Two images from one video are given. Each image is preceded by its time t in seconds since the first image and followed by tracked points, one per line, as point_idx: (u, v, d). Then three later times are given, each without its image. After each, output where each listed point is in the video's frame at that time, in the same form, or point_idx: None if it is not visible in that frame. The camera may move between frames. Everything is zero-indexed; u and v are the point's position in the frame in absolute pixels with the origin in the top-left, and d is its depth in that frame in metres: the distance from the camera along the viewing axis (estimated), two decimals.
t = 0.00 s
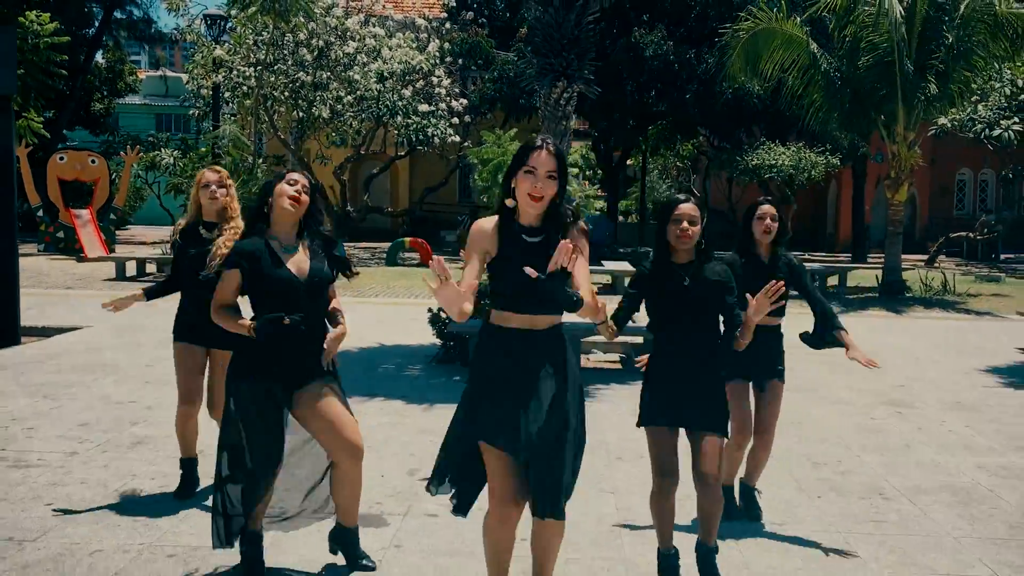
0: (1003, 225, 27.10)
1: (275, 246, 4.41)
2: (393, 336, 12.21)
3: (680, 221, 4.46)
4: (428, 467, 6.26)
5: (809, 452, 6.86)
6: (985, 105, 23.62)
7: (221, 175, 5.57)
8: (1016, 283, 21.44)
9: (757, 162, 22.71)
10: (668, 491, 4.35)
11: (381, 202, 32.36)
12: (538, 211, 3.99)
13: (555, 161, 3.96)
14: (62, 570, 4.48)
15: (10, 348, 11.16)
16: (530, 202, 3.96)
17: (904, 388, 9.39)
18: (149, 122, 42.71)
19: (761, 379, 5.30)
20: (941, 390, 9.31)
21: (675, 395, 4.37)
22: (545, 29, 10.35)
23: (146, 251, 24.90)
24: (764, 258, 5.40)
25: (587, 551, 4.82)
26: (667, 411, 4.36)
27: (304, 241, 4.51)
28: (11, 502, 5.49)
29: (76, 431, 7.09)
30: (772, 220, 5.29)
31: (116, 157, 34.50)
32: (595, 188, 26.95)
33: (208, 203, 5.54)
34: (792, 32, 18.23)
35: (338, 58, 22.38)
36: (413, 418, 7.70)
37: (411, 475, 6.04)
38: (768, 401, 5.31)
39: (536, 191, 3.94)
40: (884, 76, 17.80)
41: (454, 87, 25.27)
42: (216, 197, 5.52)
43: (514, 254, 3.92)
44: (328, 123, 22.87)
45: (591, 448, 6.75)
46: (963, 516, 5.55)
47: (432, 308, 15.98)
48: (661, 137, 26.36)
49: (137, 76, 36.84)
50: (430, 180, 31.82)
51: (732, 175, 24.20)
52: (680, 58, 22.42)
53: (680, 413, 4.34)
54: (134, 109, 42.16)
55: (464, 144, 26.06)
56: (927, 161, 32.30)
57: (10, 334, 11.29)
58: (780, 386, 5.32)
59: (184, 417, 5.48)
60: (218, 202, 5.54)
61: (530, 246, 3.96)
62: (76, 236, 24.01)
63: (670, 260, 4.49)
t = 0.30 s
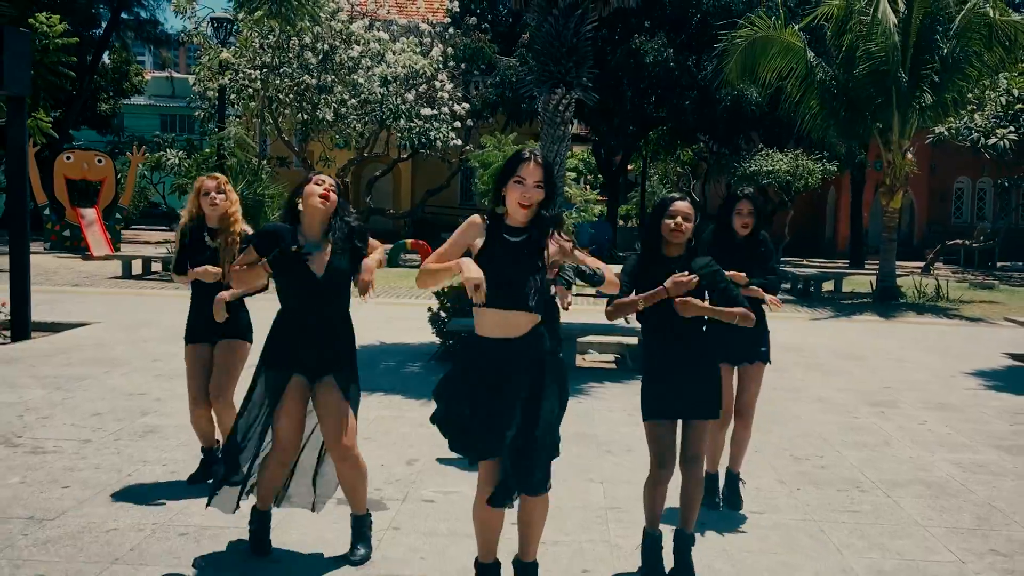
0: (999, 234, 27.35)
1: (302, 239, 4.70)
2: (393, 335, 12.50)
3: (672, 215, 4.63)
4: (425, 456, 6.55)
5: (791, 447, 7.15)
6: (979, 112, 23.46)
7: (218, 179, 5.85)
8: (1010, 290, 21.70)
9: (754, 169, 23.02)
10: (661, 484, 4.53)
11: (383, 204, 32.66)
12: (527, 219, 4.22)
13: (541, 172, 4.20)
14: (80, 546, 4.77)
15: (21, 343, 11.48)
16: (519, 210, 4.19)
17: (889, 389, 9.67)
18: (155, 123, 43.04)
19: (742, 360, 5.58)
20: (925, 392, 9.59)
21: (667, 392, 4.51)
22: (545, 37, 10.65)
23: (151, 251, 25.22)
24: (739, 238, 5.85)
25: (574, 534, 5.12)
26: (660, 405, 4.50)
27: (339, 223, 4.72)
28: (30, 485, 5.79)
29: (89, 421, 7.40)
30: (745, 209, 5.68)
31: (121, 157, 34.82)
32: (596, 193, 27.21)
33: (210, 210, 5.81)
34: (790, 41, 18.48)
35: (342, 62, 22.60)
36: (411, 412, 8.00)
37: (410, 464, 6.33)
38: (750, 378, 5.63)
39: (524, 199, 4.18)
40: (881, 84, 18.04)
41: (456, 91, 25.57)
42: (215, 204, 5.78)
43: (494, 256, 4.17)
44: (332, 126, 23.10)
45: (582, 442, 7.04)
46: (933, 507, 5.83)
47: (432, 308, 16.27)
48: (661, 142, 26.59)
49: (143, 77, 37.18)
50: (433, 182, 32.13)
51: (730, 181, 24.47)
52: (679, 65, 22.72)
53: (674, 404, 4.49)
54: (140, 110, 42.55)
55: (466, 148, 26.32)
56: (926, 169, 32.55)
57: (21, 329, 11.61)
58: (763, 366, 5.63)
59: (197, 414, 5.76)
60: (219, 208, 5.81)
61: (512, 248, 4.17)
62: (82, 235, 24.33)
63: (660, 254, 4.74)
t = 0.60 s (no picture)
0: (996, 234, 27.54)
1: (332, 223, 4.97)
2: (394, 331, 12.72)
3: (664, 221, 4.84)
4: (428, 446, 6.78)
5: (782, 439, 7.39)
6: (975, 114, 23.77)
7: (226, 186, 6.10)
8: (1004, 290, 21.92)
9: (751, 168, 23.22)
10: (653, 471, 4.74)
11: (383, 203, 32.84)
12: (526, 216, 4.42)
13: (537, 169, 4.37)
14: (98, 527, 4.98)
15: (29, 337, 11.70)
16: (518, 206, 4.39)
17: (880, 384, 9.90)
18: (155, 122, 43.25)
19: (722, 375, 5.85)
20: (915, 387, 9.82)
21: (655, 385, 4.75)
22: (545, 39, 10.88)
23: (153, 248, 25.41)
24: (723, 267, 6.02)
25: (571, 517, 5.35)
26: (647, 398, 4.73)
27: (357, 208, 4.99)
28: (47, 470, 6.01)
29: (100, 411, 7.62)
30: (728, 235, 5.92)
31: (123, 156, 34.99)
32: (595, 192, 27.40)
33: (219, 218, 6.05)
34: (787, 42, 18.67)
35: (343, 61, 22.60)
36: (413, 404, 8.23)
37: (413, 453, 6.56)
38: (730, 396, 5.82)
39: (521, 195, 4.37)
40: (876, 86, 18.26)
41: (456, 91, 25.78)
42: (224, 212, 6.03)
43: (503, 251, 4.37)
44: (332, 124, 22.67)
45: (580, 433, 7.26)
46: (917, 494, 6.06)
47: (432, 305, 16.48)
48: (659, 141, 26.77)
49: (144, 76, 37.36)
50: (432, 181, 32.34)
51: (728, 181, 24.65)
52: (679, 65, 22.91)
53: (659, 397, 4.71)
54: (141, 109, 42.76)
55: (466, 147, 26.49)
56: (924, 169, 32.75)
57: (29, 324, 11.83)
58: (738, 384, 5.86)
59: (201, 408, 5.93)
60: (229, 215, 6.05)
61: (514, 244, 4.38)
62: (85, 233, 24.51)
63: (658, 255, 4.94)
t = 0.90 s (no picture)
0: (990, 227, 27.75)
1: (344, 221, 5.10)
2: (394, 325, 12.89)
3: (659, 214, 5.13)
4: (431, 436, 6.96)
5: (775, 426, 7.58)
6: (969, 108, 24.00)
7: (239, 181, 6.30)
8: (997, 281, 22.14)
9: (746, 162, 23.38)
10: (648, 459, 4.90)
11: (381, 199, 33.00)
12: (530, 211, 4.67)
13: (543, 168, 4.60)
14: (116, 513, 5.17)
15: (35, 334, 11.86)
16: (522, 201, 4.64)
17: (873, 374, 10.09)
18: (152, 120, 43.37)
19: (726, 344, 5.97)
20: (907, 376, 10.02)
21: (655, 371, 4.93)
22: (542, 36, 11.05)
23: (152, 246, 25.56)
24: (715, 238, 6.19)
25: (571, 501, 5.54)
26: (647, 383, 4.92)
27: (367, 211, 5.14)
28: (62, 461, 6.19)
29: (110, 405, 7.80)
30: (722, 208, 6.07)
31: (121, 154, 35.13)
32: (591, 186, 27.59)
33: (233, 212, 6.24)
34: (781, 37, 18.84)
35: (340, 58, 22.84)
36: (416, 395, 8.41)
37: (417, 442, 6.75)
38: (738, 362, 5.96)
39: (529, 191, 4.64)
40: (869, 80, 18.45)
41: (453, 88, 25.95)
42: (237, 208, 6.21)
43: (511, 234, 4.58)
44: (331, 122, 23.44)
45: (579, 422, 7.45)
46: (907, 478, 6.26)
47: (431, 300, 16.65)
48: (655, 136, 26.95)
49: (141, 74, 37.47)
50: (430, 177, 32.52)
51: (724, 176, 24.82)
52: (674, 61, 23.18)
53: (661, 382, 4.90)
54: (139, 107, 42.90)
55: (463, 144, 26.65)
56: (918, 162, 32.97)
57: (35, 320, 11.99)
58: (746, 352, 6.00)
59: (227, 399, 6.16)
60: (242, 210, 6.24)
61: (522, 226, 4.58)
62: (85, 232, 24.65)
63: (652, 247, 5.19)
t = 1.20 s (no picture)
0: (990, 225, 27.87)
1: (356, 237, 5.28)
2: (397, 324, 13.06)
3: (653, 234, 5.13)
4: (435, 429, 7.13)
5: (772, 419, 7.76)
6: (968, 107, 24.10)
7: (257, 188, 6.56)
8: (997, 279, 22.24)
9: (746, 162, 23.54)
10: (638, 459, 5.09)
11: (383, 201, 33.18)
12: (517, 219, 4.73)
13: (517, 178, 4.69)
14: (132, 503, 5.36)
15: (45, 334, 12.06)
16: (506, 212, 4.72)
17: (869, 369, 10.26)
18: (155, 122, 43.58)
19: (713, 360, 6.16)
20: (903, 371, 10.20)
21: (642, 381, 5.09)
22: (542, 38, 11.23)
23: (156, 247, 25.76)
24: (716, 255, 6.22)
25: (571, 491, 5.72)
26: (632, 392, 5.09)
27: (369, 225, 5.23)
28: (77, 454, 6.38)
29: (122, 401, 7.99)
30: (717, 228, 6.16)
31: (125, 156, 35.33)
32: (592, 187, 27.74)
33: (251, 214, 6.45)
34: (777, 37, 19.04)
35: (342, 61, 22.93)
36: (419, 392, 8.59)
37: (422, 436, 6.93)
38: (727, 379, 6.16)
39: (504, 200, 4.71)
40: (866, 80, 18.52)
41: (454, 89, 26.12)
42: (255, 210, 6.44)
43: (526, 230, 4.73)
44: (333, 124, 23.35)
45: (580, 416, 7.63)
46: (899, 468, 6.44)
47: (434, 299, 16.83)
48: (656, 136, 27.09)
49: (144, 77, 37.66)
50: (432, 179, 32.70)
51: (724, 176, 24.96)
52: (674, 61, 23.41)
53: (646, 392, 5.07)
54: (143, 109, 43.13)
55: (465, 145, 26.82)
56: (918, 160, 33.10)
57: (44, 320, 12.18)
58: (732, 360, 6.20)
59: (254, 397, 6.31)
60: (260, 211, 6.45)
61: (528, 212, 4.72)
62: (90, 234, 24.84)
63: (647, 267, 5.15)
